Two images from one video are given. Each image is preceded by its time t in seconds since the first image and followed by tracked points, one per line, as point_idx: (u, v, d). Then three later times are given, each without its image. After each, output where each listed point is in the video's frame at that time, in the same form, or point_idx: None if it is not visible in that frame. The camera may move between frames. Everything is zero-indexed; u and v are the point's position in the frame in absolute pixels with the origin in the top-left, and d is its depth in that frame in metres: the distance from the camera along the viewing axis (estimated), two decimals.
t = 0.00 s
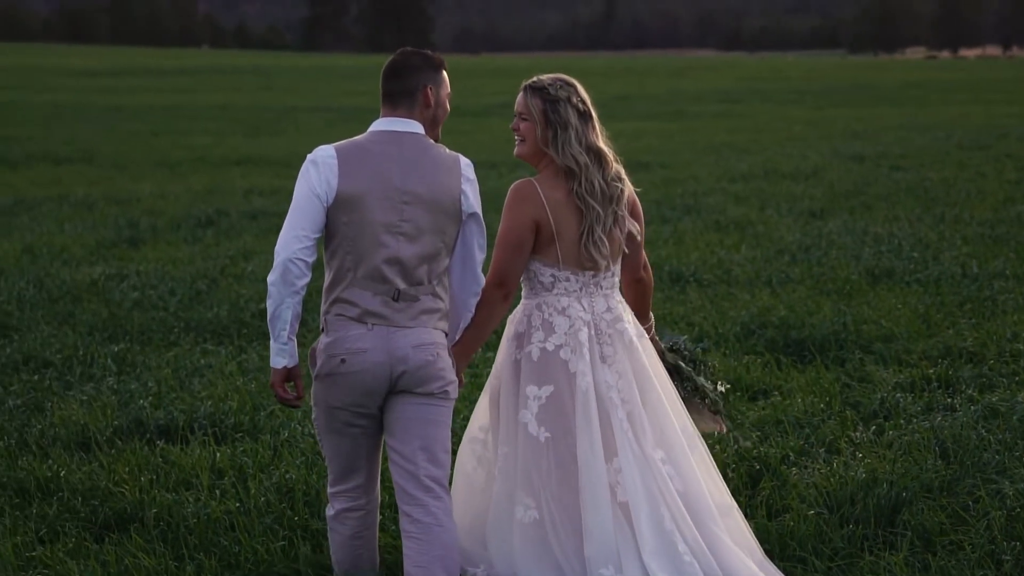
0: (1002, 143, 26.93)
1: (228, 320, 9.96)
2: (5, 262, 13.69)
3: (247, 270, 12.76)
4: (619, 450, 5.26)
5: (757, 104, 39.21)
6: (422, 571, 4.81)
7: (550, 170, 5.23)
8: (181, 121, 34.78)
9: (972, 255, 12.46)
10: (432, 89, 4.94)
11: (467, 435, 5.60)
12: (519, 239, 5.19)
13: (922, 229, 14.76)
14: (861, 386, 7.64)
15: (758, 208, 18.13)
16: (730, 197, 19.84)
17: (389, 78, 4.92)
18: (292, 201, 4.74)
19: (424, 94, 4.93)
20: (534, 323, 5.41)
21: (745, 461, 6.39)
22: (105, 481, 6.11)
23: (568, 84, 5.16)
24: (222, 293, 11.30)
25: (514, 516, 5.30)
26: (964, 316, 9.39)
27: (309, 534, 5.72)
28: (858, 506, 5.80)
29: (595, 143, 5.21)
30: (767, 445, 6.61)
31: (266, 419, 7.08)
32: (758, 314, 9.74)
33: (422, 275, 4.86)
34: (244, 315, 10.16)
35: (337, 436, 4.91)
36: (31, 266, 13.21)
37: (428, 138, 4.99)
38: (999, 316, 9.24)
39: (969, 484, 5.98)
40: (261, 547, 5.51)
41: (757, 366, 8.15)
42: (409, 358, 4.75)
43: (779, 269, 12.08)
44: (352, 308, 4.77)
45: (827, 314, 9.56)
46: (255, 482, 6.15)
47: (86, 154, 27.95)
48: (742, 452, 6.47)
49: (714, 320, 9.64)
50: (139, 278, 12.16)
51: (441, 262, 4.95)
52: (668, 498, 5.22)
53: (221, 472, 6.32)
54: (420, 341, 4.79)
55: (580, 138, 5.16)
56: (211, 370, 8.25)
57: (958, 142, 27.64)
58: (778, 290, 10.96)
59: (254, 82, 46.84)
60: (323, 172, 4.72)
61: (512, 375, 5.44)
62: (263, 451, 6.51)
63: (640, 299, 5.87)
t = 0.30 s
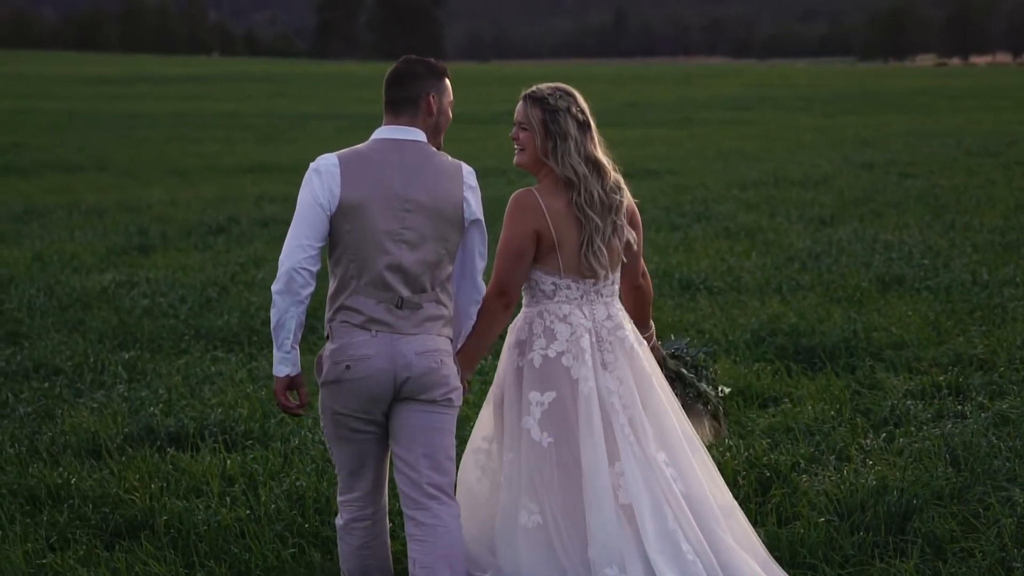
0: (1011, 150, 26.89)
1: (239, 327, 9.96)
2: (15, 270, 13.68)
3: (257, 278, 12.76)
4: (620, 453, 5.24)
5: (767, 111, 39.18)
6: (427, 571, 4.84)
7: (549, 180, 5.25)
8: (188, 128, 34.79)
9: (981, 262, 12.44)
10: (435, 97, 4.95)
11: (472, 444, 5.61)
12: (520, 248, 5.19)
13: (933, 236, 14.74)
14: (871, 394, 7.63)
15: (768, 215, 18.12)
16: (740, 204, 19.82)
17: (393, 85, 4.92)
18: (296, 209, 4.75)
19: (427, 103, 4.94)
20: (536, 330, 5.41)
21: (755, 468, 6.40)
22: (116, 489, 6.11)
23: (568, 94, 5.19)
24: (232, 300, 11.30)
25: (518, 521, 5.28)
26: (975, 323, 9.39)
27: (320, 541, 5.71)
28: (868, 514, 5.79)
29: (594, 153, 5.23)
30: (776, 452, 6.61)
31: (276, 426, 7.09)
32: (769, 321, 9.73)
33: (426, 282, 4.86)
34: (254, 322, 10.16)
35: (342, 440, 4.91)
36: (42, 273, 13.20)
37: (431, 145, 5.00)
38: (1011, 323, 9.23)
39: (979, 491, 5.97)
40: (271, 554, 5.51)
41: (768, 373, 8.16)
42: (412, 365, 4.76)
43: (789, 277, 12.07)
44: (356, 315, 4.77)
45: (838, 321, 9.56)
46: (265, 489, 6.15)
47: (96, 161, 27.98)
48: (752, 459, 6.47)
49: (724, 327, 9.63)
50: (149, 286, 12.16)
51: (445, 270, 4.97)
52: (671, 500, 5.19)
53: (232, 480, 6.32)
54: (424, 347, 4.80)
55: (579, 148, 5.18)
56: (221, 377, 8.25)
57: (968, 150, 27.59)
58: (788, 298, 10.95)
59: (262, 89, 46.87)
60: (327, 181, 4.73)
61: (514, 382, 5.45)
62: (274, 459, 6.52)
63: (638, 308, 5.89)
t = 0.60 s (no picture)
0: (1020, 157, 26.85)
1: (252, 336, 9.96)
2: (28, 278, 13.70)
3: (270, 286, 12.77)
4: (624, 454, 5.22)
5: (778, 119, 39.15)
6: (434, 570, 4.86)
7: (549, 184, 5.25)
8: (196, 136, 34.85)
9: (994, 270, 12.43)
10: (438, 103, 4.95)
11: (477, 447, 5.58)
12: (523, 252, 5.20)
13: (945, 244, 14.73)
14: (883, 402, 7.63)
15: (780, 224, 18.12)
16: (752, 212, 19.83)
17: (397, 92, 4.94)
18: (300, 217, 4.78)
19: (430, 109, 4.95)
20: (538, 333, 5.39)
21: (768, 476, 6.39)
22: (128, 497, 6.12)
23: (568, 99, 5.20)
24: (244, 308, 11.31)
25: (522, 523, 5.25)
26: (987, 332, 9.38)
27: (332, 550, 5.71)
28: (880, 522, 5.78)
29: (594, 158, 5.24)
30: (788, 460, 6.60)
31: (289, 435, 7.09)
32: (782, 329, 9.73)
33: (431, 288, 4.86)
34: (267, 330, 10.17)
35: (348, 446, 4.91)
36: (55, 282, 13.22)
37: (434, 152, 5.02)
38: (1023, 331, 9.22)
39: (991, 500, 5.97)
40: (284, 562, 5.50)
41: (780, 382, 8.16)
42: (418, 370, 4.77)
43: (802, 285, 12.07)
44: (362, 321, 4.78)
45: (850, 329, 9.56)
46: (277, 498, 6.15)
47: (107, 169, 28.03)
48: (765, 467, 6.48)
49: (737, 336, 9.64)
50: (162, 294, 12.17)
51: (450, 276, 4.97)
52: (676, 500, 5.18)
53: (244, 488, 6.32)
54: (430, 353, 4.81)
55: (578, 153, 5.19)
56: (234, 385, 8.26)
57: (982, 157, 27.54)
58: (801, 306, 10.95)
59: (270, 96, 46.92)
60: (331, 189, 4.75)
61: (518, 384, 5.43)
62: (286, 467, 6.52)
63: (638, 310, 5.90)
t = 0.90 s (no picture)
0: None
1: (262, 343, 9.97)
2: (39, 284, 13.72)
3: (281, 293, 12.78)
4: (627, 454, 5.21)
5: (787, 125, 39.15)
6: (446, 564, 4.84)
7: (550, 186, 5.26)
8: (204, 143, 34.90)
9: (1005, 277, 12.43)
10: (442, 109, 4.95)
11: (480, 449, 5.55)
12: (525, 254, 5.20)
13: (956, 251, 14.72)
14: (893, 409, 7.64)
15: (791, 230, 18.11)
16: (763, 219, 19.83)
17: (400, 98, 4.95)
18: (303, 224, 4.81)
19: (434, 114, 4.94)
20: (539, 335, 5.39)
21: (778, 483, 6.40)
22: (138, 504, 6.12)
23: (569, 102, 5.19)
24: (255, 315, 11.32)
25: (522, 523, 5.22)
26: (997, 339, 9.38)
27: (342, 557, 5.70)
28: (891, 529, 5.77)
29: (595, 160, 5.24)
30: (799, 467, 6.61)
31: (299, 442, 7.09)
32: (792, 336, 9.72)
33: (435, 294, 4.86)
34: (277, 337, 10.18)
35: (355, 451, 4.90)
36: (65, 289, 13.24)
37: (438, 158, 5.02)
38: None
39: (1001, 507, 5.96)
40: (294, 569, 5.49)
41: (790, 389, 8.16)
42: (422, 376, 4.77)
43: (812, 291, 12.07)
44: (367, 326, 4.79)
45: (861, 336, 9.55)
46: (288, 505, 6.15)
47: (117, 175, 28.06)
48: (775, 474, 6.48)
49: (747, 343, 9.63)
50: (172, 301, 12.18)
51: (455, 281, 4.96)
52: (678, 501, 5.18)
53: (254, 495, 6.32)
54: (434, 359, 4.80)
55: (578, 156, 5.19)
56: (244, 392, 8.27)
57: (992, 164, 27.51)
58: (811, 313, 10.96)
59: (279, 103, 46.96)
60: (334, 196, 4.78)
61: (518, 386, 5.42)
62: (296, 474, 6.52)
63: (639, 312, 5.89)
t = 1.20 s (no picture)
0: None
1: (274, 350, 9.98)
2: (50, 291, 13.74)
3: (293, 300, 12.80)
4: (629, 459, 5.21)
5: (795, 132, 39.17)
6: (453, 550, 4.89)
7: (552, 189, 5.26)
8: (212, 150, 34.94)
9: (1015, 284, 12.42)
10: (448, 113, 4.95)
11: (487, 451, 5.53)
12: (530, 257, 5.20)
13: (967, 258, 14.71)
14: (905, 415, 7.64)
15: (801, 237, 18.12)
16: (773, 226, 19.83)
17: (406, 103, 4.96)
18: (309, 230, 4.82)
19: (440, 118, 4.95)
20: (541, 339, 5.38)
21: (789, 490, 6.40)
22: (149, 510, 6.13)
23: (571, 105, 5.22)
24: (266, 322, 11.34)
25: (524, 526, 5.21)
26: (1008, 345, 9.38)
27: (353, 563, 5.69)
28: (902, 536, 5.77)
29: (597, 162, 5.25)
30: (810, 474, 6.61)
31: (310, 448, 7.09)
32: (803, 343, 9.73)
33: (442, 297, 4.86)
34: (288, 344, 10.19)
35: (365, 453, 4.87)
36: (76, 295, 13.25)
37: (445, 162, 5.01)
38: None
39: (1012, 514, 5.96)
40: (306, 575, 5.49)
41: (800, 396, 8.17)
42: (429, 380, 4.78)
43: (823, 298, 12.07)
44: (374, 330, 4.79)
45: (871, 343, 9.56)
46: (299, 511, 6.14)
47: (126, 182, 28.11)
48: (786, 481, 6.48)
49: (758, 349, 9.63)
50: (183, 307, 12.19)
51: (463, 284, 4.95)
52: (679, 506, 5.18)
53: (265, 501, 6.32)
54: (441, 363, 4.81)
55: (580, 158, 5.20)
56: (255, 399, 8.27)
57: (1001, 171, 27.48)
58: (822, 319, 10.97)
59: (286, 110, 47.06)
60: (340, 201, 4.79)
61: (521, 389, 5.41)
62: (307, 481, 6.52)
63: (644, 316, 5.87)
